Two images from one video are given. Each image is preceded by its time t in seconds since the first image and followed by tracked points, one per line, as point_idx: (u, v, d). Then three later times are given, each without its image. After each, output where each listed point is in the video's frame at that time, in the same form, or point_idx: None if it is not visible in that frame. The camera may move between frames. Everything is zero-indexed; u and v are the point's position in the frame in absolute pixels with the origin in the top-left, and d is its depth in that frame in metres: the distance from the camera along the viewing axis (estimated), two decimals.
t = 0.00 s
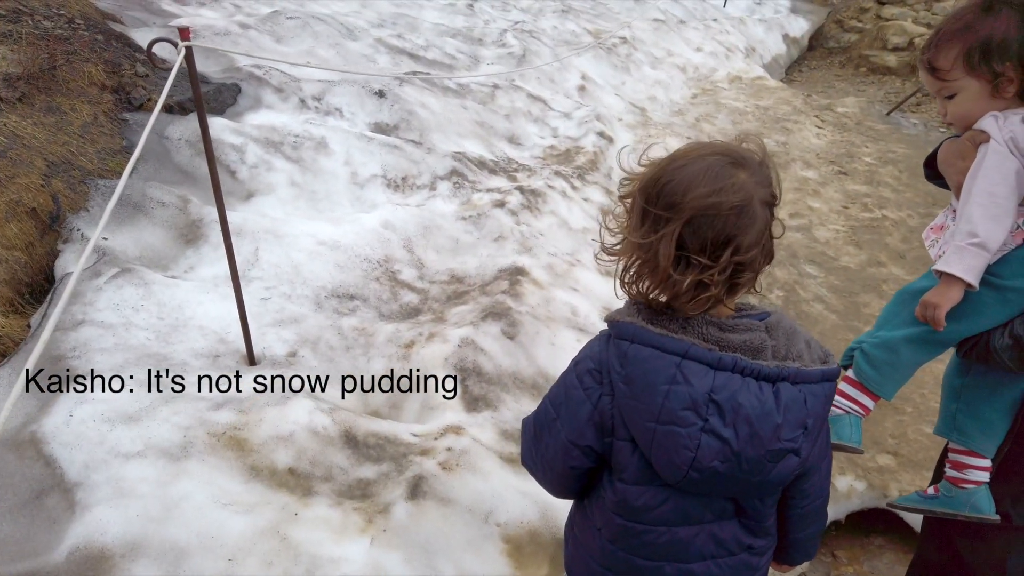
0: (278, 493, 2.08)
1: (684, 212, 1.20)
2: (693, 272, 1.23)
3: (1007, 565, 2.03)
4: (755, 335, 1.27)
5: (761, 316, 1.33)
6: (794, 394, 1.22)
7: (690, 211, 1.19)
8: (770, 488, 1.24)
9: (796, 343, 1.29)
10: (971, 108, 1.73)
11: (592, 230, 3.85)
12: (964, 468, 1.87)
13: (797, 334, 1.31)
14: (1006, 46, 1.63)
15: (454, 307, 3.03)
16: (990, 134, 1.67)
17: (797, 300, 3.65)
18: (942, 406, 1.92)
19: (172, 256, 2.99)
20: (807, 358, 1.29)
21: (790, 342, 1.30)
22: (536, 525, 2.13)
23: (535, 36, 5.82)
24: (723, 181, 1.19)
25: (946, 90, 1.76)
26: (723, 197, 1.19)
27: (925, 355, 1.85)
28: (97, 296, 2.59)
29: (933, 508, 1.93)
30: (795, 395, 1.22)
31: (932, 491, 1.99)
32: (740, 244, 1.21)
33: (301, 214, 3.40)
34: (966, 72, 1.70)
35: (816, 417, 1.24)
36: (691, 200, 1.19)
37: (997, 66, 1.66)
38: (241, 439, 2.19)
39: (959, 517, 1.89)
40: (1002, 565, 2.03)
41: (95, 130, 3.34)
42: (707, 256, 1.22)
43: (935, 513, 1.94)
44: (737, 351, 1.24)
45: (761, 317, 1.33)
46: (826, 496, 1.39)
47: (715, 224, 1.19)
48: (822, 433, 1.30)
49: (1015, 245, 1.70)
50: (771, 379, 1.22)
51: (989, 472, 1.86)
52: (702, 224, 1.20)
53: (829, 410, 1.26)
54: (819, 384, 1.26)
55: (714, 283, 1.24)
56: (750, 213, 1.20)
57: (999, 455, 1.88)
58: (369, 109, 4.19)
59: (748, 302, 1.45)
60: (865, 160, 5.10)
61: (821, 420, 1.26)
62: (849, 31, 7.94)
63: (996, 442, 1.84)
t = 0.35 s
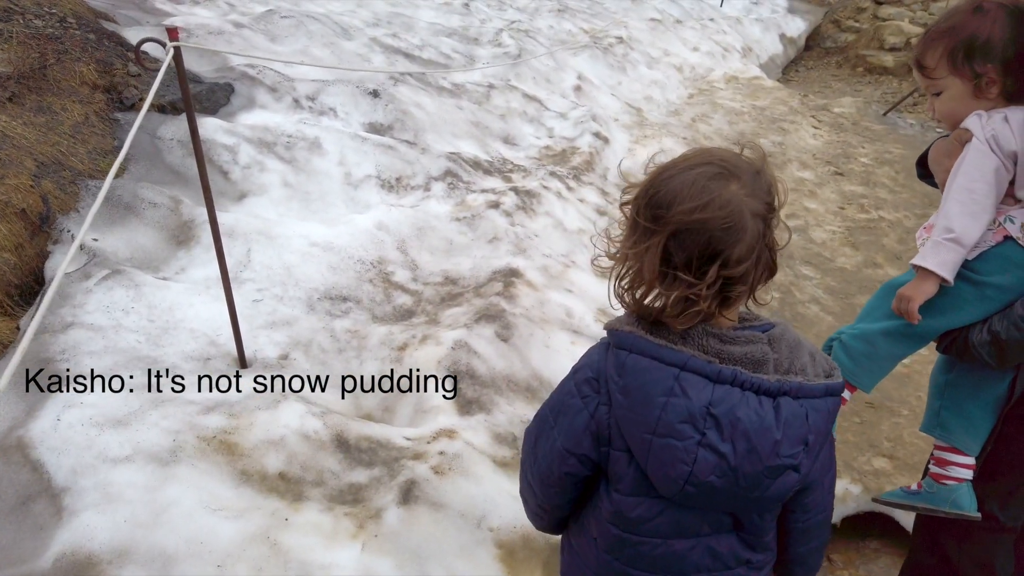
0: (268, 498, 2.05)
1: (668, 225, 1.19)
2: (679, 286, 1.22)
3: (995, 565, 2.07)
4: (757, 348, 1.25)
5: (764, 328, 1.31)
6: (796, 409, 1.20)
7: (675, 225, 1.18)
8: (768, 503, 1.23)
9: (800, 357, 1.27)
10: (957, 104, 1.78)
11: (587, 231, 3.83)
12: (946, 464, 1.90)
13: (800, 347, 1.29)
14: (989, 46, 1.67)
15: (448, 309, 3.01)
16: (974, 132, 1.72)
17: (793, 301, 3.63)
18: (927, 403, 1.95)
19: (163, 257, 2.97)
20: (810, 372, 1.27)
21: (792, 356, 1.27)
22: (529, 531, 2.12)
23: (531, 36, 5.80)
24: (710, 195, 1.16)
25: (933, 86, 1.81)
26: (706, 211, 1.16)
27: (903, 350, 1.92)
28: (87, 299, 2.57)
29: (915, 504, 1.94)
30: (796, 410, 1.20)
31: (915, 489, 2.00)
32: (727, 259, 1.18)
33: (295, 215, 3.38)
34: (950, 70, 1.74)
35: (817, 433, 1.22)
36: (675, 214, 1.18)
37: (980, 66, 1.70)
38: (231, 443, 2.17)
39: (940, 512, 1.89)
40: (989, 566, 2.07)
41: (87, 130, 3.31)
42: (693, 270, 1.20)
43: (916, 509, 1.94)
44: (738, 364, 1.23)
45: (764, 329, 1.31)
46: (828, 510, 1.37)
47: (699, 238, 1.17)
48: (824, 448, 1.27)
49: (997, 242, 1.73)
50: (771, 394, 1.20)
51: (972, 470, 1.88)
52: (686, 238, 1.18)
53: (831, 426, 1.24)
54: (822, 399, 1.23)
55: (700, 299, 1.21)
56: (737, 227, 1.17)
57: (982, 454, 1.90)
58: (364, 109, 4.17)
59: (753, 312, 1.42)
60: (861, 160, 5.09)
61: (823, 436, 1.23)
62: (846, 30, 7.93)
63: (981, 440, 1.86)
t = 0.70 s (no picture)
0: (263, 500, 2.04)
1: (676, 211, 1.19)
2: (688, 273, 1.21)
3: (975, 554, 2.10)
4: (765, 352, 1.24)
5: (772, 332, 1.30)
6: (803, 415, 1.20)
7: (683, 211, 1.18)
8: (774, 509, 1.23)
9: (809, 363, 1.26)
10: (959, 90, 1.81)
11: (583, 230, 3.82)
12: (928, 452, 1.94)
13: (809, 351, 1.28)
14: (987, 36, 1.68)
15: (444, 309, 3.01)
16: (969, 118, 1.74)
17: (789, 300, 3.64)
18: (911, 391, 2.00)
19: (157, 257, 2.95)
20: (819, 376, 1.26)
21: (802, 361, 1.26)
22: (525, 531, 2.11)
23: (527, 35, 5.79)
24: (718, 183, 1.17)
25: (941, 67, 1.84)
26: (715, 198, 1.17)
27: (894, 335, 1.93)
28: (80, 299, 2.55)
29: (896, 491, 1.96)
30: (804, 416, 1.20)
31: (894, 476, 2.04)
32: (736, 246, 1.18)
33: (289, 215, 3.36)
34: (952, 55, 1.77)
35: (825, 438, 1.21)
36: (684, 201, 1.18)
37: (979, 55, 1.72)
38: (226, 444, 2.15)
39: (919, 499, 1.93)
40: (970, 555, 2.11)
41: (80, 129, 3.29)
42: (702, 257, 1.19)
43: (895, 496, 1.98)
44: (746, 369, 1.21)
45: (773, 332, 1.30)
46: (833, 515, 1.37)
47: (708, 225, 1.17)
48: (831, 454, 1.27)
49: (986, 231, 1.74)
50: (780, 400, 1.19)
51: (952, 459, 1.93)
52: (695, 225, 1.18)
53: (838, 432, 1.24)
54: (830, 405, 1.23)
55: (710, 286, 1.20)
56: (745, 215, 1.17)
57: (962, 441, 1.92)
58: (359, 108, 4.15)
59: (761, 316, 1.41)
60: (856, 159, 5.09)
61: (830, 442, 1.23)
62: (841, 30, 7.94)
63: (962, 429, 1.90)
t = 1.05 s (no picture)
0: (260, 497, 2.04)
1: (706, 194, 1.20)
2: (721, 254, 1.21)
3: (963, 541, 2.09)
4: (772, 348, 1.24)
5: (781, 328, 1.29)
6: (808, 412, 1.19)
7: (713, 192, 1.19)
8: (776, 506, 1.21)
9: (818, 362, 1.25)
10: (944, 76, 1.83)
11: (580, 227, 3.82)
12: (921, 446, 1.95)
13: (819, 351, 1.27)
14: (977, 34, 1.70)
15: (441, 306, 3.00)
16: (957, 113, 1.77)
17: (786, 297, 3.64)
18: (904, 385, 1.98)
19: (153, 254, 2.94)
20: (829, 376, 1.25)
21: (812, 361, 1.25)
22: (523, 528, 2.11)
23: (524, 32, 5.78)
24: (742, 166, 1.21)
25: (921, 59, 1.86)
26: (742, 178, 1.19)
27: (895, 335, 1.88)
28: (76, 296, 2.54)
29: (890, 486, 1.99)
30: (808, 413, 1.19)
31: (887, 468, 2.05)
32: (765, 224, 1.20)
33: (286, 212, 3.36)
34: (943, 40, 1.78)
35: (830, 438, 1.20)
36: (712, 183, 1.20)
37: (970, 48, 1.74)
38: (223, 441, 2.15)
39: (914, 493, 1.96)
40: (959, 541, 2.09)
41: (75, 126, 3.28)
42: (734, 236, 1.20)
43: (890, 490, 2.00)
44: (752, 364, 1.22)
45: (782, 329, 1.29)
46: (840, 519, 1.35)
47: (737, 205, 1.19)
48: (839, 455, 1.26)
49: (979, 227, 1.78)
50: (784, 396, 1.18)
51: (945, 452, 1.93)
52: (725, 205, 1.19)
53: (845, 434, 1.22)
54: (837, 404, 1.21)
55: (744, 264, 1.21)
56: (770, 195, 1.20)
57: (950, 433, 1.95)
58: (355, 105, 4.14)
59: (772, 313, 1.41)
60: (853, 156, 5.10)
61: (836, 443, 1.21)
62: (837, 27, 7.94)
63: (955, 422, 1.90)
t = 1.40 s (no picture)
0: (259, 489, 2.05)
1: (713, 174, 1.23)
2: (727, 232, 1.24)
3: (944, 517, 2.06)
4: (767, 318, 1.27)
5: (775, 302, 1.33)
6: (803, 376, 1.21)
7: (718, 173, 1.22)
8: (774, 472, 1.23)
9: (813, 333, 1.29)
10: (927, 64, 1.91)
11: (577, 221, 3.83)
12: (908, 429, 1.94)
13: (811, 325, 1.30)
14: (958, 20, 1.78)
15: (438, 299, 3.01)
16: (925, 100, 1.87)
17: (782, 290, 3.65)
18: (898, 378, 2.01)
19: (150, 249, 2.95)
20: (818, 346, 1.29)
21: (806, 334, 1.29)
22: (521, 519, 2.12)
23: (520, 26, 5.77)
24: (742, 147, 1.25)
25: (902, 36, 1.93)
26: (745, 158, 1.23)
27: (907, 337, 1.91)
28: (73, 290, 2.54)
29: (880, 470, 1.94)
30: (804, 377, 1.21)
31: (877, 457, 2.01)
32: (768, 202, 1.25)
33: (283, 207, 3.36)
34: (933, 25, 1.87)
35: (825, 403, 1.22)
36: (716, 165, 1.23)
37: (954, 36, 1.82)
38: (221, 434, 2.16)
39: (900, 476, 1.92)
40: (940, 519, 2.06)
41: (72, 121, 3.27)
42: (741, 214, 1.23)
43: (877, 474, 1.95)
44: (749, 331, 1.24)
45: (775, 303, 1.33)
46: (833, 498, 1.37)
47: (743, 184, 1.22)
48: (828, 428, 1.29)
49: (941, 219, 1.84)
50: (781, 360, 1.21)
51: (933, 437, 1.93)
52: (731, 184, 1.23)
53: (839, 402, 1.25)
54: (830, 373, 1.24)
55: (750, 241, 1.25)
56: (769, 175, 1.25)
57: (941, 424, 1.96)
58: (352, 99, 4.14)
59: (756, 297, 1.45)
60: (850, 150, 5.10)
61: (830, 409, 1.24)
62: (834, 22, 7.94)
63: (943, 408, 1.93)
